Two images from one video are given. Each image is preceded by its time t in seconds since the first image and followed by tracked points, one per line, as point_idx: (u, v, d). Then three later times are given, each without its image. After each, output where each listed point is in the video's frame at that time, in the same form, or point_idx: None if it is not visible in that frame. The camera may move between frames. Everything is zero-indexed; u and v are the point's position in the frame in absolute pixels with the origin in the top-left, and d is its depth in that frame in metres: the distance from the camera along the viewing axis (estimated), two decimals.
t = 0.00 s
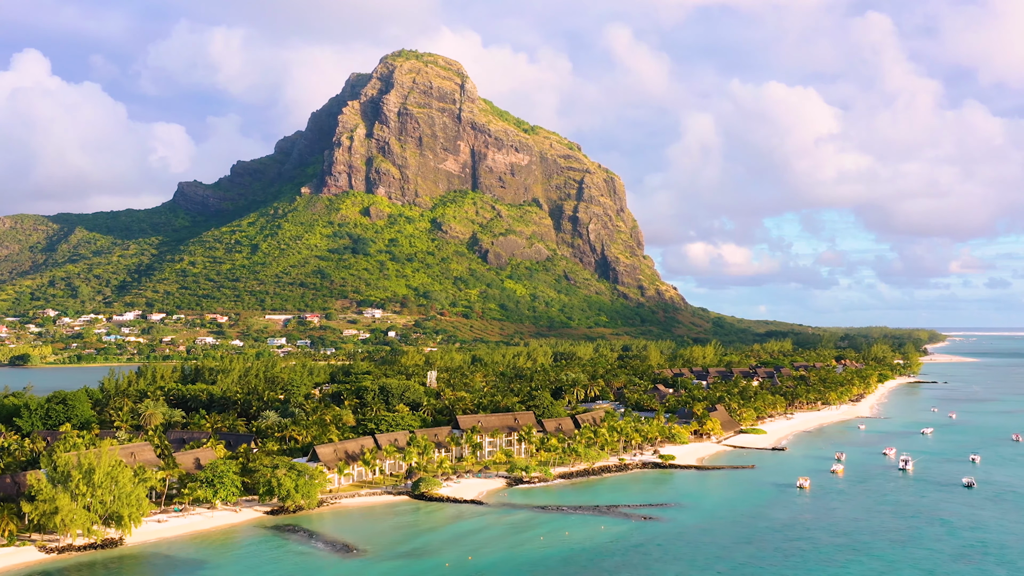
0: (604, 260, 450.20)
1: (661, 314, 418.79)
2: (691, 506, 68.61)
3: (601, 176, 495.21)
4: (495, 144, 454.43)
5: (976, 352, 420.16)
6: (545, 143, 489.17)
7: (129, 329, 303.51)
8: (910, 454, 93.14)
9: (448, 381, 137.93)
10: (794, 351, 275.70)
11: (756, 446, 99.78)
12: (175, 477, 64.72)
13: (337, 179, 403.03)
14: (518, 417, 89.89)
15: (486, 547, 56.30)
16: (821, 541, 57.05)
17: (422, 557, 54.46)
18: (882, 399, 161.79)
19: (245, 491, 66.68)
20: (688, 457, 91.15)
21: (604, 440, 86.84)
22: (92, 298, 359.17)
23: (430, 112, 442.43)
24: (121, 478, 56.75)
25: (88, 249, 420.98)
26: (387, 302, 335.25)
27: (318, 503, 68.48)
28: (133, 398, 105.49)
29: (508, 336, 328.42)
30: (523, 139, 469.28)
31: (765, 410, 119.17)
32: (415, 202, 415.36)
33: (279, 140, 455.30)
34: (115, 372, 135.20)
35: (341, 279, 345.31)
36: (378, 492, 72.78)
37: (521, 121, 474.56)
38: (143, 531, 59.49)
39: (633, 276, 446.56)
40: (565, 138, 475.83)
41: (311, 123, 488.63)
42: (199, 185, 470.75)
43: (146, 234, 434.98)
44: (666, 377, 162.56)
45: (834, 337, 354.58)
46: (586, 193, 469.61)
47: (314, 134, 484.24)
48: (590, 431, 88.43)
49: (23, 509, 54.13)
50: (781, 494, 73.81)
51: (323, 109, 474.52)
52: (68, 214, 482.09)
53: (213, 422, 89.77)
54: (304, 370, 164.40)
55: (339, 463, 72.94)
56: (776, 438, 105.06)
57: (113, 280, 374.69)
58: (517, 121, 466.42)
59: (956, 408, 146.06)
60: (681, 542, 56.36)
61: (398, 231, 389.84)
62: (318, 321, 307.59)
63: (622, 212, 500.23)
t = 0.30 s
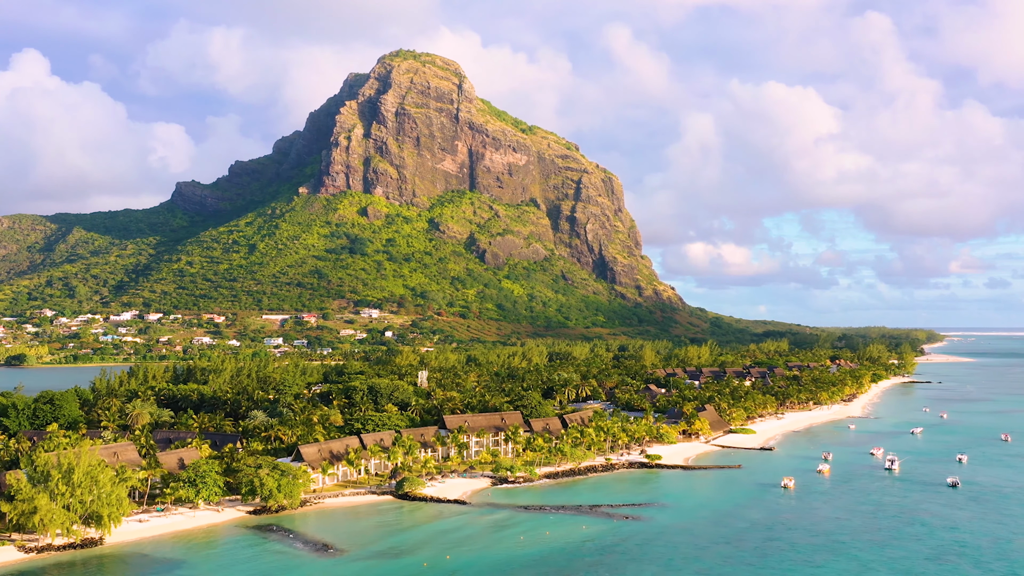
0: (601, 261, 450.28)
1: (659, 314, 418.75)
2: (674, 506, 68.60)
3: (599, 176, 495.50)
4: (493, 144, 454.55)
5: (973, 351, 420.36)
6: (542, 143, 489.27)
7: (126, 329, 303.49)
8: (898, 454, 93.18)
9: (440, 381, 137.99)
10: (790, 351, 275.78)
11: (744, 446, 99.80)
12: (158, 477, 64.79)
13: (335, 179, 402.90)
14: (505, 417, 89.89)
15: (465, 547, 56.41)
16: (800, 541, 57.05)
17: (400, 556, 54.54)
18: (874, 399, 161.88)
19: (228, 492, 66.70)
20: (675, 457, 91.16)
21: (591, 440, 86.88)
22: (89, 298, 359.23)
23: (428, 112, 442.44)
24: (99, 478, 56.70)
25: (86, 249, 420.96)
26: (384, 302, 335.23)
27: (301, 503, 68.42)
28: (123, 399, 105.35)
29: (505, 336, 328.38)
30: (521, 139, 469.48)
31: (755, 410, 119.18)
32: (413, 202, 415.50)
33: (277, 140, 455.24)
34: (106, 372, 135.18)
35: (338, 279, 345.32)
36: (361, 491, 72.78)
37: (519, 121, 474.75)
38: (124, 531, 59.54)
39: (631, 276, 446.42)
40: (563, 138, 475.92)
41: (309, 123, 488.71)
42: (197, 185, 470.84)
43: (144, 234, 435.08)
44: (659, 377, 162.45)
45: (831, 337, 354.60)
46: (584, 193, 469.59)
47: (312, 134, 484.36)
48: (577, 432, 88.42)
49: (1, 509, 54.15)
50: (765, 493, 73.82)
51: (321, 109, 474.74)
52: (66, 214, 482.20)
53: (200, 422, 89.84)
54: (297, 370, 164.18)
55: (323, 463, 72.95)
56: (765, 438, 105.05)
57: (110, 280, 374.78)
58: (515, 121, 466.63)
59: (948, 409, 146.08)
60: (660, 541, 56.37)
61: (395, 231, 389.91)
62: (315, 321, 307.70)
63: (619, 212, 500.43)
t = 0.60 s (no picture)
0: (599, 261, 450.20)
1: (656, 314, 418.63)
2: (656, 506, 68.61)
3: (596, 176, 495.71)
4: (490, 144, 454.63)
5: (971, 352, 420.13)
6: (540, 143, 489.39)
7: (123, 329, 303.33)
8: (885, 454, 93.12)
9: (432, 381, 137.96)
10: (787, 351, 275.67)
11: (732, 446, 99.83)
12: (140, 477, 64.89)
13: (332, 179, 403.04)
14: (491, 417, 89.93)
15: (443, 547, 56.50)
16: (779, 541, 57.01)
17: (377, 555, 54.66)
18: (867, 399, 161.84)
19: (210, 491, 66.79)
20: (662, 457, 91.18)
21: (577, 440, 86.91)
22: (87, 298, 359.21)
23: (426, 113, 442.65)
24: (78, 478, 56.71)
25: (84, 249, 420.98)
26: (381, 302, 335.19)
27: (283, 503, 68.51)
28: (112, 399, 105.46)
29: (502, 336, 328.29)
30: (519, 139, 469.57)
31: (745, 410, 119.18)
32: (410, 202, 415.42)
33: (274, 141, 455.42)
34: (98, 372, 135.14)
35: (335, 279, 345.23)
36: (345, 491, 72.82)
37: (517, 121, 474.76)
38: (104, 530, 59.65)
39: (628, 276, 446.30)
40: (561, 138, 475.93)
41: (307, 123, 488.86)
42: (195, 185, 470.86)
43: (141, 234, 435.17)
44: (651, 377, 162.27)
45: (828, 337, 354.48)
46: (581, 194, 469.76)
47: (310, 134, 484.53)
48: (564, 432, 88.44)
49: None
50: (748, 494, 73.78)
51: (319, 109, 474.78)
52: (64, 214, 482.25)
53: (187, 422, 89.94)
54: (290, 370, 164.03)
55: (307, 463, 72.99)
56: (754, 438, 105.07)
57: (108, 280, 374.85)
58: (513, 121, 466.67)
59: (939, 409, 146.10)
60: (639, 541, 56.36)
61: (393, 231, 389.96)
62: (312, 321, 307.61)
63: (617, 212, 500.61)
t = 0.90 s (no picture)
0: (596, 261, 450.12)
1: (654, 314, 418.62)
2: (639, 506, 68.78)
3: (594, 176, 495.87)
4: (488, 144, 454.71)
5: (969, 352, 420.08)
6: (538, 143, 489.42)
7: (119, 329, 303.20)
8: (872, 454, 93.14)
9: (423, 381, 137.97)
10: (783, 351, 275.62)
11: (720, 446, 99.86)
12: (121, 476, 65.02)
13: (330, 179, 403.26)
14: (478, 417, 90.00)
15: (419, 546, 56.66)
16: (758, 541, 57.03)
17: (353, 554, 54.78)
18: (859, 398, 161.93)
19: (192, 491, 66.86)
20: (649, 457, 91.20)
21: (563, 440, 87.04)
22: (84, 298, 359.26)
23: (423, 113, 442.72)
24: (57, 477, 56.74)
25: (81, 249, 420.96)
26: (378, 302, 335.18)
27: (266, 502, 68.53)
28: (101, 399, 105.38)
29: (498, 336, 328.30)
30: (516, 139, 469.85)
31: (735, 410, 119.23)
32: (408, 202, 415.42)
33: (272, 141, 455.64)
34: (89, 372, 135.11)
35: (332, 279, 345.29)
36: (328, 491, 72.93)
37: (514, 121, 474.92)
38: (84, 530, 59.75)
39: (626, 276, 446.16)
40: (558, 138, 475.96)
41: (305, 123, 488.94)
42: (192, 185, 470.93)
43: (139, 234, 435.18)
44: (643, 377, 162.21)
45: (825, 337, 354.55)
46: (579, 194, 469.96)
47: (308, 134, 484.66)
48: (550, 431, 88.54)
49: None
50: (732, 493, 73.89)
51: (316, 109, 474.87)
52: (61, 214, 482.45)
53: (173, 421, 89.95)
54: (282, 370, 163.99)
55: (291, 462, 73.00)
56: (742, 438, 105.08)
57: (105, 280, 374.94)
58: (510, 121, 466.81)
59: (931, 408, 146.13)
60: (617, 540, 56.47)
61: (390, 232, 390.11)
62: (309, 321, 307.67)
63: (615, 212, 500.89)
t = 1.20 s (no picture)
0: (594, 260, 450.07)
1: (651, 314, 418.74)
2: (622, 506, 68.80)
3: (592, 176, 496.16)
4: (485, 144, 454.79)
5: (967, 352, 419.92)
6: (535, 143, 489.64)
7: (116, 329, 303.02)
8: (859, 454, 93.20)
9: (414, 381, 137.90)
10: (778, 351, 275.47)
11: (708, 446, 99.80)
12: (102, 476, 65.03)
13: (327, 179, 403.26)
14: (464, 417, 90.02)
15: (397, 546, 56.70)
16: (737, 540, 57.03)
17: (330, 555, 54.81)
18: (851, 398, 162.04)
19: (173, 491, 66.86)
20: (635, 457, 91.20)
21: (549, 440, 87.04)
22: (81, 298, 359.22)
23: (420, 112, 442.78)
24: (34, 477, 56.73)
25: (78, 249, 420.75)
26: (375, 302, 335.12)
27: (248, 502, 68.58)
28: (90, 399, 105.26)
29: (495, 335, 328.25)
30: (514, 139, 470.01)
31: (724, 409, 119.27)
32: (405, 202, 415.51)
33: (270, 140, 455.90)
34: (80, 372, 135.12)
35: (329, 279, 345.33)
36: (312, 490, 72.97)
37: (511, 121, 475.11)
38: (63, 530, 59.78)
39: (623, 276, 446.28)
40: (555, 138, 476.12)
41: (303, 123, 488.94)
42: (190, 185, 470.84)
43: (136, 234, 434.99)
44: (636, 377, 162.10)
45: (821, 337, 354.66)
46: (576, 194, 470.14)
47: (305, 134, 484.72)
48: (536, 432, 88.52)
49: None
50: (716, 493, 73.89)
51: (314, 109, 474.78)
52: (59, 214, 482.35)
53: (160, 422, 89.99)
54: (275, 369, 163.90)
55: (274, 462, 73.01)
56: (731, 438, 105.08)
57: (102, 280, 374.90)
58: (508, 121, 467.01)
59: (922, 409, 146.04)
60: (596, 540, 56.52)
61: (387, 231, 390.17)
62: (306, 321, 307.67)
63: (612, 212, 501.26)
